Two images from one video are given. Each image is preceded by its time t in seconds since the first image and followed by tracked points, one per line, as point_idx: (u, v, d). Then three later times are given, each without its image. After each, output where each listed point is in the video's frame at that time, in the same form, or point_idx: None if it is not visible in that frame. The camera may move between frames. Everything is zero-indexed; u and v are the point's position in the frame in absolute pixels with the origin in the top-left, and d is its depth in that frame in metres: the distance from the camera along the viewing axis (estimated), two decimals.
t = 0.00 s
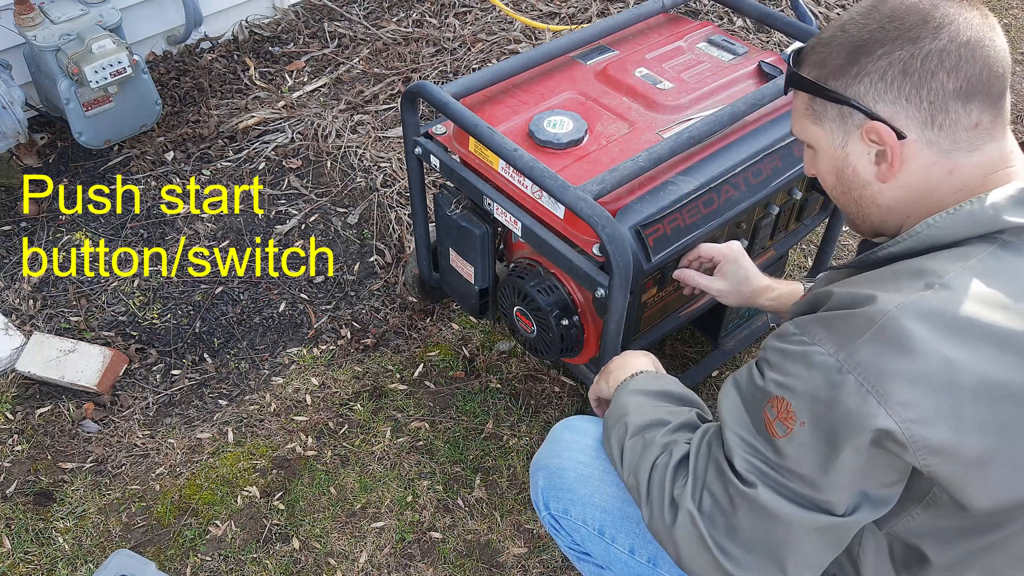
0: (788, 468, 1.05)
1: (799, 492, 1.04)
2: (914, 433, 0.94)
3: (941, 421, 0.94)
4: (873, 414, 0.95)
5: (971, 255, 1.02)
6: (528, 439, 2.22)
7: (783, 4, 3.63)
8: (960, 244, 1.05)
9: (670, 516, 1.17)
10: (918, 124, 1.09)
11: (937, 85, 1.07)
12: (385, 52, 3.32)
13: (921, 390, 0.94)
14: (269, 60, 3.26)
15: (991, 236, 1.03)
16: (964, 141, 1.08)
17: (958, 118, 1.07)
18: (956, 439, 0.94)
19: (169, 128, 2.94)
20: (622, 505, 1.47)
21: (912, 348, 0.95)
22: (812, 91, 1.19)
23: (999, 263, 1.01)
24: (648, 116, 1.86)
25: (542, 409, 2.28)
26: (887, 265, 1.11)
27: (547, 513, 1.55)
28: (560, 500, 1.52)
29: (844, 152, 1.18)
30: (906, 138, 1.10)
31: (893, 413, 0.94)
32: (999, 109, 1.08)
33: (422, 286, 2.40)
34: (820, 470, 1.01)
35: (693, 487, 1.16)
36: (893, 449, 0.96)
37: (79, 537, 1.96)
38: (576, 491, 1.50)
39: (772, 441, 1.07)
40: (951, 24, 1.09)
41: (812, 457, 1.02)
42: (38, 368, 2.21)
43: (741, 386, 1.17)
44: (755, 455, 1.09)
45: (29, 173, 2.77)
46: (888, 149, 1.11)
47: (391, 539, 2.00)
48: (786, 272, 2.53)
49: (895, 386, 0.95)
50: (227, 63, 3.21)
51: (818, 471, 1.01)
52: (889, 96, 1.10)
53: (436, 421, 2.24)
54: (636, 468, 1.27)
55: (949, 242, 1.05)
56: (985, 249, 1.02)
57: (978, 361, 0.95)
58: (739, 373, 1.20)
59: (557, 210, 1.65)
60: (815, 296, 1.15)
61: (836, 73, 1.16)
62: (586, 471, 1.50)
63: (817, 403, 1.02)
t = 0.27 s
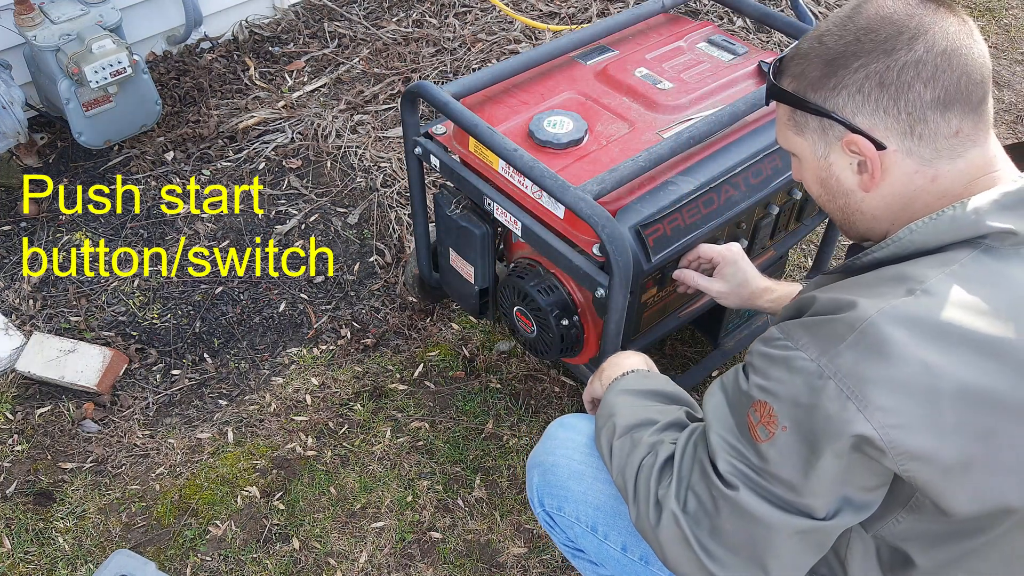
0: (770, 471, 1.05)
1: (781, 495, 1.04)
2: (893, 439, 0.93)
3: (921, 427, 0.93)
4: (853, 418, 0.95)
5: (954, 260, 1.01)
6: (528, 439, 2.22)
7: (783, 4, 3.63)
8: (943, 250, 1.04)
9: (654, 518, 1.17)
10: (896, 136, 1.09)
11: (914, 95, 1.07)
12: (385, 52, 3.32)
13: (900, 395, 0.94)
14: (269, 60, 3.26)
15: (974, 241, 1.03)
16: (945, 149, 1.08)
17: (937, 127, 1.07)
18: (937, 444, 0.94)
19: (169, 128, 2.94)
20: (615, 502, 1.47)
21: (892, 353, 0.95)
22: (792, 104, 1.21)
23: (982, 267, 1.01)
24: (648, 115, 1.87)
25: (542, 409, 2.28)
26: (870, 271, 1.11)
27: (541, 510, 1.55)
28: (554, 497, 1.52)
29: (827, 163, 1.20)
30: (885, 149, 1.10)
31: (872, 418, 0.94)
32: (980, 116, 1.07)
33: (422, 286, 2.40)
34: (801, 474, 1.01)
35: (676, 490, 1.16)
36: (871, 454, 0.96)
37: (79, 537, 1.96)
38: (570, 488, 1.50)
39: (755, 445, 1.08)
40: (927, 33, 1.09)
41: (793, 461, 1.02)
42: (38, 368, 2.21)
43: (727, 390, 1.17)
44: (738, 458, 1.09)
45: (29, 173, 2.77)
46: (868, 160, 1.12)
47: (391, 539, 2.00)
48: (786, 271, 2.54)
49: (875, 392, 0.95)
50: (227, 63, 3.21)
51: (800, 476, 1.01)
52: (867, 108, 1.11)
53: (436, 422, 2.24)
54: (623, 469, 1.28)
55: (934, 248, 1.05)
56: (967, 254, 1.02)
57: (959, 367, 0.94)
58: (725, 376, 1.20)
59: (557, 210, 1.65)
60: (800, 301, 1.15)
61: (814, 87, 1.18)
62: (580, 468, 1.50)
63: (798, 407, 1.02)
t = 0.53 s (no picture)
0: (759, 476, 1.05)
1: (769, 500, 1.04)
2: (880, 446, 0.93)
3: (909, 435, 0.93)
4: (840, 425, 0.95)
5: (946, 267, 1.01)
6: (528, 439, 2.22)
7: (783, 4, 3.63)
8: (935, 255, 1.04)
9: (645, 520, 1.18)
10: (888, 139, 1.10)
11: (906, 98, 1.07)
12: (385, 52, 3.32)
13: (889, 403, 0.93)
14: (269, 60, 3.26)
15: (966, 247, 1.02)
16: (938, 152, 1.07)
17: (930, 130, 1.07)
18: (924, 452, 0.93)
19: (169, 128, 2.94)
20: (611, 498, 1.47)
21: (881, 361, 0.95)
22: (786, 109, 1.22)
23: (974, 274, 1.00)
24: (648, 116, 1.87)
25: (542, 409, 2.28)
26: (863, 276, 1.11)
27: (538, 506, 1.56)
28: (550, 493, 1.52)
29: (821, 167, 1.21)
30: (878, 152, 1.11)
31: (860, 425, 0.94)
32: (972, 119, 1.07)
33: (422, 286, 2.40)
34: (789, 479, 1.01)
35: (665, 492, 1.16)
36: (858, 460, 0.95)
37: (79, 537, 1.96)
38: (566, 483, 1.50)
39: (745, 449, 1.07)
40: (918, 37, 1.08)
41: (781, 466, 1.02)
42: (38, 368, 2.21)
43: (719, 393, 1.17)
44: (728, 462, 1.09)
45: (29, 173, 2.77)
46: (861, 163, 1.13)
47: (391, 539, 2.00)
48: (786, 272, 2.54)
49: (863, 399, 0.94)
50: (227, 63, 3.21)
51: (788, 481, 1.01)
52: (858, 111, 1.12)
53: (436, 422, 2.24)
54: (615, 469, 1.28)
55: (925, 254, 1.04)
56: (959, 260, 1.01)
57: (948, 375, 0.94)
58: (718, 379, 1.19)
59: (557, 210, 1.65)
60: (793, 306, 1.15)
61: (807, 91, 1.19)
62: (577, 464, 1.51)
63: (788, 413, 1.02)
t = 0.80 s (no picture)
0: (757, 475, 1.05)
1: (766, 499, 1.04)
2: (880, 447, 0.93)
3: (908, 436, 0.93)
4: (839, 425, 0.95)
5: (947, 268, 1.00)
6: (528, 439, 2.22)
7: (783, 4, 3.63)
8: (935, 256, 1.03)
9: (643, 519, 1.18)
10: (894, 135, 1.09)
11: (914, 94, 1.07)
12: (385, 52, 3.32)
13: (889, 404, 0.93)
14: (269, 60, 3.26)
15: (967, 249, 1.01)
16: (943, 151, 1.07)
17: (936, 128, 1.07)
18: (922, 453, 0.94)
19: (169, 128, 2.94)
20: (609, 497, 1.47)
21: (880, 362, 0.95)
22: (792, 100, 1.22)
23: (975, 275, 0.99)
24: (648, 115, 1.86)
25: (542, 409, 2.28)
26: (863, 278, 1.10)
27: (538, 504, 1.56)
28: (550, 492, 1.53)
29: (824, 161, 1.20)
30: (882, 147, 1.11)
31: (858, 426, 0.94)
32: (979, 120, 1.07)
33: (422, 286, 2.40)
34: (787, 478, 1.01)
35: (663, 491, 1.16)
36: (856, 460, 0.95)
37: (79, 537, 1.96)
38: (564, 482, 1.50)
39: (743, 449, 1.08)
40: (930, 34, 1.09)
41: (779, 466, 1.02)
42: (38, 368, 2.21)
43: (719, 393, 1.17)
44: (727, 461, 1.09)
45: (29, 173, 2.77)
46: (865, 158, 1.13)
47: (391, 539, 2.00)
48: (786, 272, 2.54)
49: (864, 401, 0.94)
50: (227, 63, 3.21)
51: (786, 480, 1.01)
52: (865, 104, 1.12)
53: (436, 422, 2.24)
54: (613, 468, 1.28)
55: (926, 255, 1.04)
56: (959, 262, 1.01)
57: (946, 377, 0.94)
58: (717, 379, 1.19)
59: (557, 210, 1.65)
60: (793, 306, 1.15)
61: (814, 82, 1.18)
62: (575, 464, 1.50)
63: (787, 413, 1.02)
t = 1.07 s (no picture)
0: (749, 474, 1.05)
1: (757, 499, 1.04)
2: (873, 450, 0.93)
3: (902, 439, 0.93)
4: (832, 428, 0.95)
5: (942, 272, 1.01)
6: (528, 439, 2.22)
7: (783, 4, 3.63)
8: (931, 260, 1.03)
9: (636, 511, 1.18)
10: (905, 129, 1.09)
11: (925, 89, 1.07)
12: (385, 52, 3.32)
13: (883, 407, 0.93)
14: (269, 60, 3.26)
15: (961, 252, 1.01)
16: (951, 147, 1.07)
17: (946, 124, 1.06)
18: (917, 456, 0.94)
19: (169, 128, 2.94)
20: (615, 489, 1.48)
21: (874, 365, 0.95)
22: (798, 96, 1.20)
23: (970, 279, 0.99)
24: (648, 115, 1.87)
25: (542, 409, 2.28)
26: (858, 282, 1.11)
27: (541, 495, 1.56)
28: (555, 483, 1.52)
29: (828, 159, 1.18)
30: (893, 142, 1.09)
31: (852, 429, 0.94)
32: (984, 119, 1.08)
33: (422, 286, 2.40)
34: (778, 478, 1.01)
35: (655, 488, 1.16)
36: (847, 462, 0.95)
37: (80, 537, 1.96)
38: (570, 473, 1.50)
39: (736, 448, 1.07)
40: (940, 30, 1.10)
41: (771, 466, 1.02)
42: (38, 368, 2.21)
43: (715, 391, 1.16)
44: (719, 460, 1.09)
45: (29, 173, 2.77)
46: (874, 153, 1.11)
47: (391, 539, 2.00)
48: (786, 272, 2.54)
49: (856, 404, 0.94)
50: (227, 63, 3.21)
51: (776, 481, 1.02)
52: (876, 98, 1.11)
53: (436, 422, 2.24)
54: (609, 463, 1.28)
55: (922, 259, 1.04)
56: (954, 265, 1.01)
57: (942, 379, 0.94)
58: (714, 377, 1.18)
59: (557, 210, 1.65)
60: (789, 311, 1.15)
61: (824, 76, 1.16)
62: (582, 455, 1.51)
63: (780, 414, 1.02)
